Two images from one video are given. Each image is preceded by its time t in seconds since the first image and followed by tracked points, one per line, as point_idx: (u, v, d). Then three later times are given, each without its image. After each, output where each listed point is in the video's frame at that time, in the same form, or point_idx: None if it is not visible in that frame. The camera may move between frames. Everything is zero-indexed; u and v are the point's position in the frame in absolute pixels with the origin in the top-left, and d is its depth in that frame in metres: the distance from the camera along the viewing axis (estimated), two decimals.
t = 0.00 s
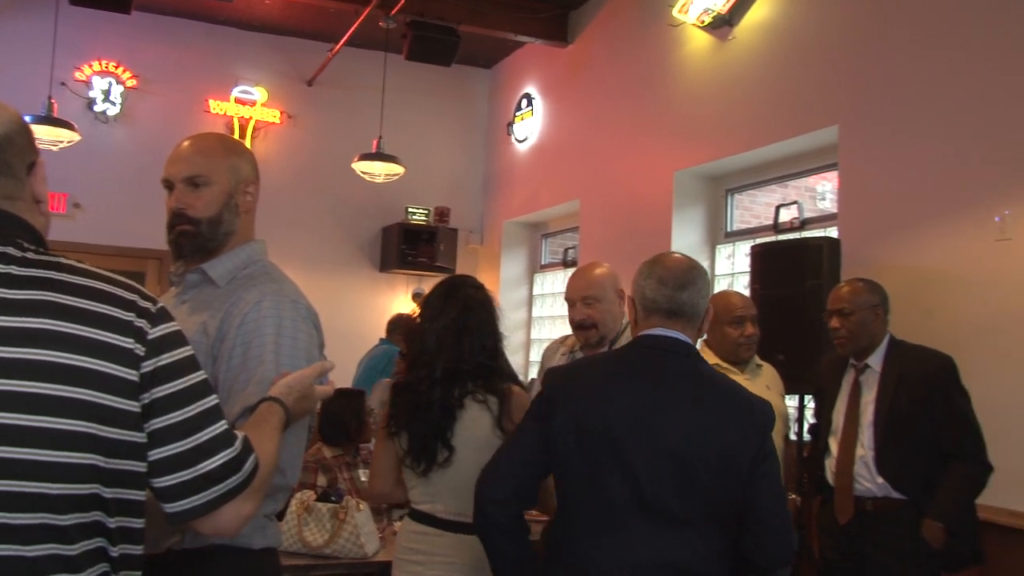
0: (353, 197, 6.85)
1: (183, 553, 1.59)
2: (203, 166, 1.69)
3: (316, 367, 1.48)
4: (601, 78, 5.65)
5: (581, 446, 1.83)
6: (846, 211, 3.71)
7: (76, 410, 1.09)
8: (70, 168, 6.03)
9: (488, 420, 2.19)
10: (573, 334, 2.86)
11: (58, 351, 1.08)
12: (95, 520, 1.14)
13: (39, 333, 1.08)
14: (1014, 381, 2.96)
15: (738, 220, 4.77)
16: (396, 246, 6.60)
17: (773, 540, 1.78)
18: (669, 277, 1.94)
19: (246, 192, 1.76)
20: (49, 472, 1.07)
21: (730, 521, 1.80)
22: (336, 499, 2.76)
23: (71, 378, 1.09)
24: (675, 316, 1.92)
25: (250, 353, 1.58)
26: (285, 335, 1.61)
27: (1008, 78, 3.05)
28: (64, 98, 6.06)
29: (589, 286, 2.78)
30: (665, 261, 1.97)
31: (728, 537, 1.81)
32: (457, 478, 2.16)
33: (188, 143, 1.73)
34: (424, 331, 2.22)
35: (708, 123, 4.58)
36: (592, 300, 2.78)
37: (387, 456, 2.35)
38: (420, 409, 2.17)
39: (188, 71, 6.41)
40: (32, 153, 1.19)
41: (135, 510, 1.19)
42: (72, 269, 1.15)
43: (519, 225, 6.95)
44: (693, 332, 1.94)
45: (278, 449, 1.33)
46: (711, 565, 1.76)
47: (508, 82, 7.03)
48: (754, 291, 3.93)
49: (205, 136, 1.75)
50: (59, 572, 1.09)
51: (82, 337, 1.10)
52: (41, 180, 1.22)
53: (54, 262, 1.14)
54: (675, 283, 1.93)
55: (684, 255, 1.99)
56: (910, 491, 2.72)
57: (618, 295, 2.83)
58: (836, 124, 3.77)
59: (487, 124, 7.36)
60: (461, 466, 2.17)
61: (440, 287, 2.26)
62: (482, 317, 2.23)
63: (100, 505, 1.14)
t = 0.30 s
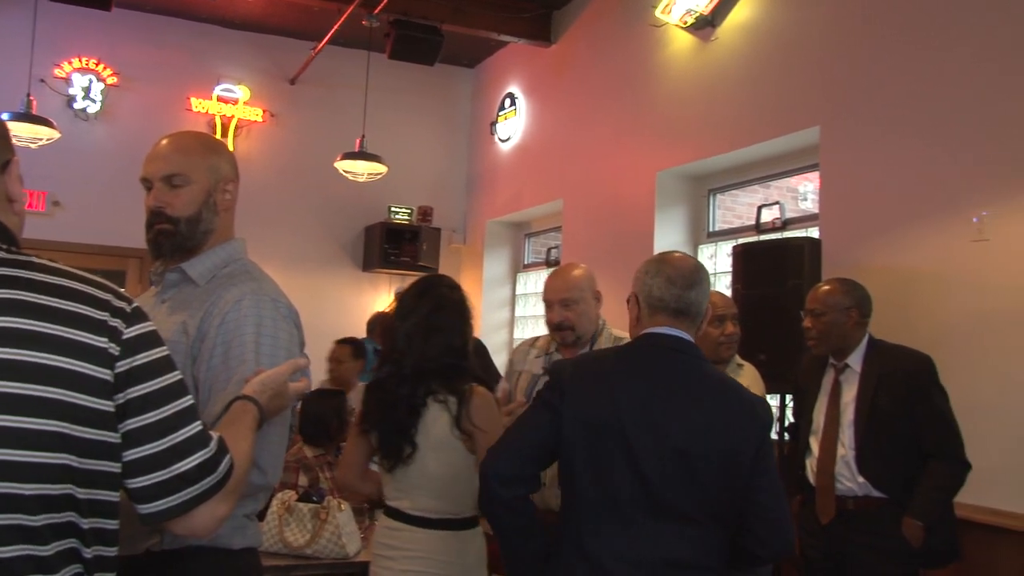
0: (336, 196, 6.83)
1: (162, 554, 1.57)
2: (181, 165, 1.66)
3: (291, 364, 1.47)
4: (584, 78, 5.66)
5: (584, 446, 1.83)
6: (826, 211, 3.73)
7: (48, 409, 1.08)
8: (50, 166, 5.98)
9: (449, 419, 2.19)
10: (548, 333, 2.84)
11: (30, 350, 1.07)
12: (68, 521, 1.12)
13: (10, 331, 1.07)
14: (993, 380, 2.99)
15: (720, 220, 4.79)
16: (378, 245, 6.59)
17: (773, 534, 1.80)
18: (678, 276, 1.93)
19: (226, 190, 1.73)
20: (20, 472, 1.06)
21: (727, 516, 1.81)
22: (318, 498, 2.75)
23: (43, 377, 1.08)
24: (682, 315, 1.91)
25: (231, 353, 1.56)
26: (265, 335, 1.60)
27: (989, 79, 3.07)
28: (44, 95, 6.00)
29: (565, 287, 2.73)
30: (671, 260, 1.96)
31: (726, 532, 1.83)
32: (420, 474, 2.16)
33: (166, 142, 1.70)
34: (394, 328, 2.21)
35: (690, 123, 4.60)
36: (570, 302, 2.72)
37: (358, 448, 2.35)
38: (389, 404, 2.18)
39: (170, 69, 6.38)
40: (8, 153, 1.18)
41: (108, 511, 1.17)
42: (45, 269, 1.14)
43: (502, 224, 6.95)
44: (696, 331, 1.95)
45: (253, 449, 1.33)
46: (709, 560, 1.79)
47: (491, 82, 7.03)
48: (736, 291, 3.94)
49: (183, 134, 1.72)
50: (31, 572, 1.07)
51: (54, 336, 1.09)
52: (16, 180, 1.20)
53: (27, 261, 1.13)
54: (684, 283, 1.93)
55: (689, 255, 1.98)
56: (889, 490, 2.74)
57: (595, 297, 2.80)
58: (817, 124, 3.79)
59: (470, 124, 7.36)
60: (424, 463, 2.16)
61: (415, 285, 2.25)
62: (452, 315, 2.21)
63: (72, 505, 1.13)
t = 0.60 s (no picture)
0: (310, 197, 6.80)
1: (134, 559, 1.55)
2: (152, 167, 1.62)
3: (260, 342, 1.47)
4: (558, 80, 5.67)
5: (576, 447, 1.83)
6: (799, 212, 3.76)
7: (11, 413, 1.05)
8: (19, 167, 5.90)
9: (401, 421, 2.18)
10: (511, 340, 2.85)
11: None
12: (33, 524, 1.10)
13: None
14: (964, 378, 3.02)
15: (694, 221, 4.82)
16: (353, 247, 6.57)
17: (759, 534, 1.80)
18: (669, 280, 1.93)
19: (198, 192, 1.69)
20: None
21: (715, 514, 1.81)
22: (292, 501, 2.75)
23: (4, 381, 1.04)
24: (671, 318, 1.91)
25: (200, 356, 1.55)
26: (239, 337, 1.59)
27: (961, 80, 3.11)
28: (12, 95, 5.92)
29: (521, 291, 2.74)
30: (662, 263, 1.96)
31: (714, 532, 1.83)
32: (377, 473, 2.17)
33: (138, 144, 1.66)
34: (359, 326, 2.20)
35: (664, 125, 4.62)
36: (528, 306, 2.73)
37: (317, 446, 2.34)
38: (348, 402, 2.19)
39: (141, 69, 6.33)
40: None
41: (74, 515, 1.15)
42: (10, 271, 1.10)
43: (476, 226, 6.95)
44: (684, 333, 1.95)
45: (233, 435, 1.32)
46: (697, 558, 1.79)
47: (466, 83, 7.04)
48: (709, 293, 3.96)
49: (155, 136, 1.67)
50: None
51: (16, 340, 1.06)
52: None
53: None
54: (675, 286, 1.92)
55: (680, 259, 1.98)
56: (861, 489, 2.76)
57: (556, 302, 2.78)
58: (790, 126, 3.82)
59: (445, 126, 7.35)
60: (377, 462, 2.18)
61: (383, 286, 2.24)
62: (418, 320, 2.21)
63: (36, 510, 1.10)
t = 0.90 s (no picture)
0: (286, 196, 6.77)
1: (105, 560, 1.53)
2: (126, 166, 1.61)
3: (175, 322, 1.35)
4: (536, 81, 5.68)
5: (561, 450, 1.83)
6: (775, 214, 3.78)
7: None
8: None
9: (365, 424, 2.18)
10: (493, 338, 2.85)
11: None
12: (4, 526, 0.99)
13: None
14: (938, 382, 3.04)
15: (671, 223, 4.83)
16: (329, 246, 6.54)
17: (734, 538, 1.79)
18: (657, 284, 1.94)
19: (174, 190, 1.68)
20: None
21: (692, 518, 1.82)
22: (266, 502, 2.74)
23: None
24: (658, 322, 1.93)
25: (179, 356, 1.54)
26: (215, 338, 1.58)
27: (938, 85, 3.13)
28: None
29: (502, 290, 2.74)
30: (652, 268, 1.96)
31: (692, 534, 1.84)
32: (340, 475, 2.17)
33: (111, 142, 1.64)
34: (327, 331, 2.22)
35: (642, 127, 4.63)
36: (506, 305, 2.73)
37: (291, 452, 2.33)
38: (313, 407, 2.20)
39: (115, 66, 6.27)
40: None
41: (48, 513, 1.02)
42: None
43: (454, 226, 6.95)
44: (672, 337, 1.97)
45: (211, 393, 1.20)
46: (675, 559, 1.81)
47: (443, 84, 7.03)
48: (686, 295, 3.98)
49: (131, 134, 1.67)
50: None
51: None
52: None
53: None
54: (663, 291, 1.94)
55: (670, 264, 1.99)
56: (834, 490, 2.78)
57: (536, 301, 2.77)
58: (767, 129, 3.84)
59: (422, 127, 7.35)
60: (342, 466, 2.17)
61: (354, 290, 2.25)
62: (388, 325, 2.22)
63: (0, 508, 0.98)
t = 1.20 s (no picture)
0: (265, 189, 6.73)
1: (83, 555, 1.50)
2: (102, 158, 1.60)
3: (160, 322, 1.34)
4: (517, 73, 5.67)
5: (536, 445, 1.84)
6: (755, 206, 3.79)
7: None
8: None
9: (341, 417, 2.17)
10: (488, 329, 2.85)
11: None
12: None
13: None
14: (915, 373, 3.07)
15: (652, 216, 4.84)
16: (309, 239, 6.52)
17: (710, 526, 1.82)
18: (633, 278, 1.95)
19: (152, 181, 1.66)
20: None
21: (667, 512, 1.84)
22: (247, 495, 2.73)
23: None
24: (634, 315, 1.93)
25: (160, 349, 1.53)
26: (193, 330, 1.57)
27: (917, 79, 3.15)
28: None
29: (499, 280, 2.74)
30: (628, 262, 1.98)
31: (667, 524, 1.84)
32: (318, 467, 2.17)
33: (87, 134, 1.63)
34: (305, 325, 2.21)
35: (622, 119, 4.64)
36: (501, 296, 2.73)
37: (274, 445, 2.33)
38: (293, 398, 2.19)
39: (92, 56, 6.22)
40: None
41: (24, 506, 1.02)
42: None
43: (435, 219, 6.94)
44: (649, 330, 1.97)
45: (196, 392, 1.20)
46: (651, 550, 1.81)
47: (424, 77, 7.01)
48: (666, 287, 3.99)
49: (107, 125, 1.65)
50: None
51: None
52: None
53: None
54: (638, 284, 1.94)
55: (647, 259, 2.00)
56: (814, 479, 2.80)
57: (532, 291, 2.77)
58: (747, 122, 3.86)
59: (402, 120, 7.33)
60: (321, 459, 2.17)
61: (334, 283, 2.24)
62: (366, 318, 2.20)
63: None
